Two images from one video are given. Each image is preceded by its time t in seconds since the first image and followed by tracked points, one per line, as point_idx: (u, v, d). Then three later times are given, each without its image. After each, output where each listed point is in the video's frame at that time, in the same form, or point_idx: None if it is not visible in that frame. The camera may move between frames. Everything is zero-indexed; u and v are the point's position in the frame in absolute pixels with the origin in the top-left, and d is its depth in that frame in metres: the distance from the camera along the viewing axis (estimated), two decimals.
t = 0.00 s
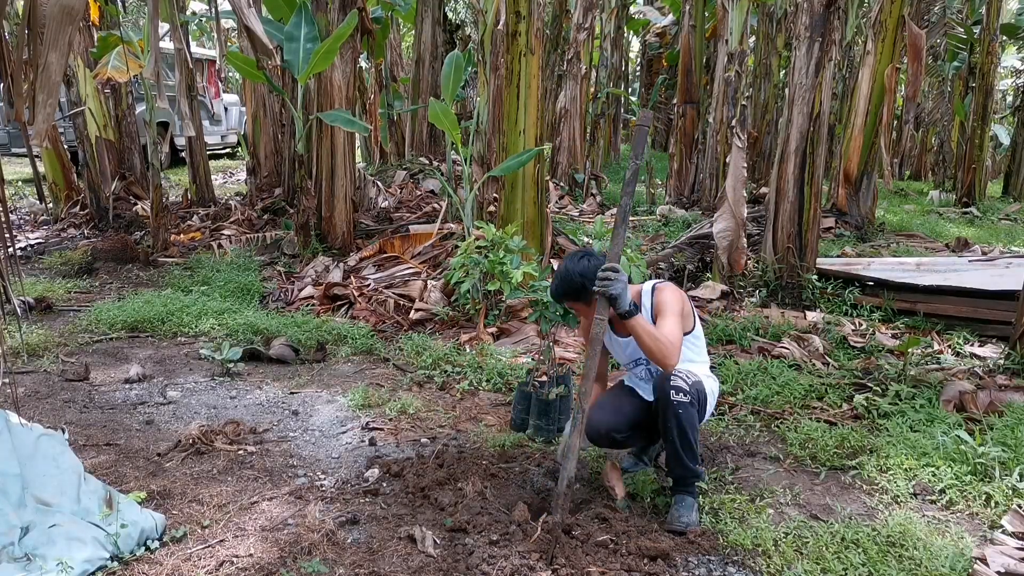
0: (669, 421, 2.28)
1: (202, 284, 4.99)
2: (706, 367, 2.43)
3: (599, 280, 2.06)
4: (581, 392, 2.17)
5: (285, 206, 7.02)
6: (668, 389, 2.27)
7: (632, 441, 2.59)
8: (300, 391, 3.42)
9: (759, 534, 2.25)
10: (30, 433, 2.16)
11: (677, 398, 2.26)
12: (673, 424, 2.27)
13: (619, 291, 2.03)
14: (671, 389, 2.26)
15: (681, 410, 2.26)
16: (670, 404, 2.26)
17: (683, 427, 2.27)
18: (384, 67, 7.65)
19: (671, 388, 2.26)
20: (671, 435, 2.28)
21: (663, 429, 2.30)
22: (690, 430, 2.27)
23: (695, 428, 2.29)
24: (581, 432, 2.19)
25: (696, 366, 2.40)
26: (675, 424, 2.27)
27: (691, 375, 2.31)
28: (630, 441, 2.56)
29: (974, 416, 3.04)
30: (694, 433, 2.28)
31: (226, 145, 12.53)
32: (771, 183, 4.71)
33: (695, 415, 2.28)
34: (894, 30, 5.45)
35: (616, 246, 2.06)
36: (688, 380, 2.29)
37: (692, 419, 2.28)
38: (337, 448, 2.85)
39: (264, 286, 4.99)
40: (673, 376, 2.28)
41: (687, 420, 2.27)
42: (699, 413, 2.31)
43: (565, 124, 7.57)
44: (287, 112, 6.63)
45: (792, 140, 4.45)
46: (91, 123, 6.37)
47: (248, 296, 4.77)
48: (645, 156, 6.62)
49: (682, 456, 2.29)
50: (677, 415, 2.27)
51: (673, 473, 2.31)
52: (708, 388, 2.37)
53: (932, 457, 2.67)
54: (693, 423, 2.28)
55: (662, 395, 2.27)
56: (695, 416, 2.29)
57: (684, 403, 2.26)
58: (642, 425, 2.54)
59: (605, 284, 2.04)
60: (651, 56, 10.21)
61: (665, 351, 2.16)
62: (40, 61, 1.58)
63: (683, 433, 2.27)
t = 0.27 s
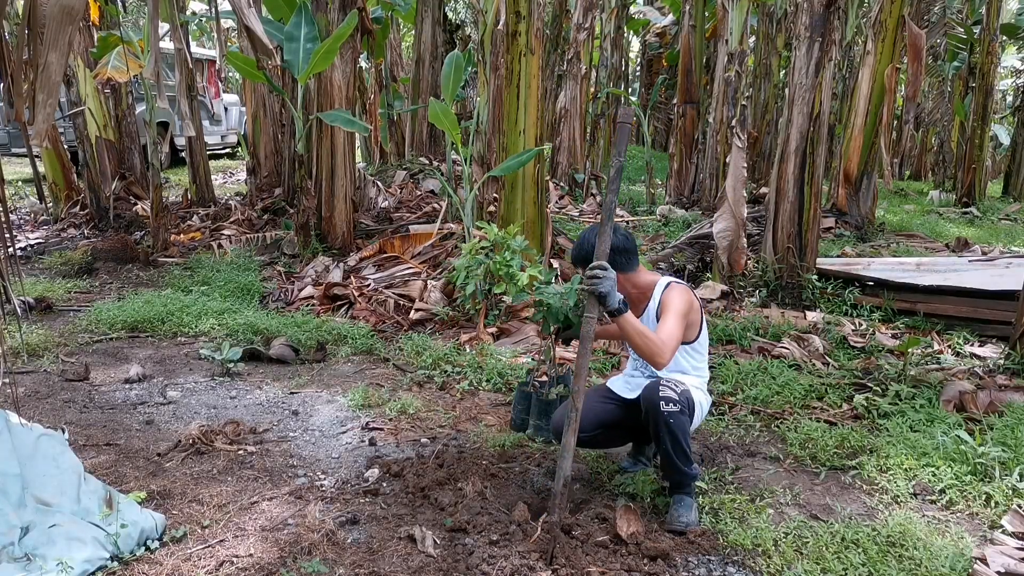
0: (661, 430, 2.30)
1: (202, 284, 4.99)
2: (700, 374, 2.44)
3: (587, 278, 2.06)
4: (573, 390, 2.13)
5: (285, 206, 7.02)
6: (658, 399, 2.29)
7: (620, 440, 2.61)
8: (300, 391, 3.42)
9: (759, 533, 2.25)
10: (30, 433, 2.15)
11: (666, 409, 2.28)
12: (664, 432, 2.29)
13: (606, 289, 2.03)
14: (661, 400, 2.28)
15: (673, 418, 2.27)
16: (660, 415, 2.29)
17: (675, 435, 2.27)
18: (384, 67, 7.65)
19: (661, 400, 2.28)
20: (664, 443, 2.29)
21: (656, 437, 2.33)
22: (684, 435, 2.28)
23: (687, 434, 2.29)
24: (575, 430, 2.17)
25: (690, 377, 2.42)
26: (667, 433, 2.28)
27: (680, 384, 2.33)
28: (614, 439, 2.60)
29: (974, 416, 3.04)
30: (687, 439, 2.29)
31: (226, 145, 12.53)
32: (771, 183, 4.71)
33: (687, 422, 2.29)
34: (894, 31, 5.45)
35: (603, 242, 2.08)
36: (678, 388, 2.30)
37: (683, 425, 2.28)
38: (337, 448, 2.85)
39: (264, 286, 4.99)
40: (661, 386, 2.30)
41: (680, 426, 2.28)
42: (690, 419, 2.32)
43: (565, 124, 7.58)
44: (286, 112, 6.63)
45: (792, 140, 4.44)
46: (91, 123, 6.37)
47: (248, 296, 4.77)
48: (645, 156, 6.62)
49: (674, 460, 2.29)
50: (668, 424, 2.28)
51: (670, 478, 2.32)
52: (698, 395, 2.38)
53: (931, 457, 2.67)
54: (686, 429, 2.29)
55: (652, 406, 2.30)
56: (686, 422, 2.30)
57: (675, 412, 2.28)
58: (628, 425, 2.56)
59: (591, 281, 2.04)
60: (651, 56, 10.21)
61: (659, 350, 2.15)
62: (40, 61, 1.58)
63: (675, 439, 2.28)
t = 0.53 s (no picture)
0: (663, 429, 2.30)
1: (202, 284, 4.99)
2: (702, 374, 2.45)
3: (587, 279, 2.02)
4: (572, 390, 2.12)
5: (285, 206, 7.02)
6: (662, 397, 2.29)
7: (619, 439, 2.61)
8: (300, 391, 3.42)
9: (759, 534, 2.25)
10: (30, 433, 2.16)
11: (670, 407, 2.28)
12: (667, 431, 2.28)
13: (607, 291, 2.00)
14: (665, 398, 2.28)
15: (675, 416, 2.28)
16: (663, 412, 2.29)
17: (677, 433, 2.28)
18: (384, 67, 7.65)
19: (665, 398, 2.28)
20: (665, 442, 2.29)
21: (658, 436, 2.32)
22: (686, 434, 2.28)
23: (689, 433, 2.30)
24: (575, 430, 2.15)
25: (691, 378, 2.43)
26: (669, 431, 2.28)
27: (682, 383, 2.33)
28: (614, 439, 2.59)
29: (974, 416, 3.04)
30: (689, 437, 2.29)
31: (226, 145, 12.53)
32: (771, 183, 4.71)
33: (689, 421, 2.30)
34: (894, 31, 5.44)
35: (603, 244, 2.04)
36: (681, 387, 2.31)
37: (686, 424, 2.29)
38: (337, 448, 2.85)
39: (264, 286, 4.99)
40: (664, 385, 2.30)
41: (682, 425, 2.28)
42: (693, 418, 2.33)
43: (565, 124, 7.58)
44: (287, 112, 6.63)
45: (792, 140, 4.44)
46: (91, 123, 6.37)
47: (248, 296, 4.77)
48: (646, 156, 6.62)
49: (676, 459, 2.29)
50: (670, 422, 2.28)
51: (670, 478, 2.31)
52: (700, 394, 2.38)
53: (932, 457, 2.67)
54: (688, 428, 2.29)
55: (655, 404, 2.30)
56: (689, 421, 2.31)
57: (678, 410, 2.28)
58: (626, 424, 2.56)
59: (592, 283, 2.01)
60: (651, 56, 10.21)
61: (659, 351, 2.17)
62: (40, 61, 1.58)
63: (677, 438, 2.28)
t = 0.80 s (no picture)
0: (680, 415, 2.31)
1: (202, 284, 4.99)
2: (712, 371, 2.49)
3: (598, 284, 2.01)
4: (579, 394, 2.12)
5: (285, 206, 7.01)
6: (683, 381, 2.31)
7: (633, 439, 2.60)
8: (300, 391, 3.42)
9: (759, 534, 2.25)
10: (30, 433, 2.16)
11: (690, 392, 2.30)
12: (684, 417, 2.30)
13: (618, 294, 2.00)
14: (686, 382, 2.31)
15: (692, 404, 2.30)
16: (683, 398, 2.30)
17: (694, 421, 2.30)
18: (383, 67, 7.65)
19: (685, 382, 2.31)
20: (680, 429, 2.30)
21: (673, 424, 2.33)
22: (699, 425, 2.31)
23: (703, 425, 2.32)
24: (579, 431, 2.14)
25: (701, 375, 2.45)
26: (686, 418, 2.30)
27: (702, 372, 2.36)
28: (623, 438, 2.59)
29: (974, 416, 3.04)
30: (702, 429, 2.31)
31: (226, 145, 12.53)
32: (771, 183, 4.71)
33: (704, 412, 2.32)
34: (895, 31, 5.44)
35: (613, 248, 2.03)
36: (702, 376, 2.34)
37: (702, 414, 2.31)
38: (337, 448, 2.85)
39: (264, 286, 4.99)
40: (687, 370, 2.33)
41: (697, 415, 2.30)
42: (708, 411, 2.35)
43: (565, 124, 7.58)
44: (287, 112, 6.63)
45: (792, 140, 4.44)
46: (91, 123, 6.37)
47: (248, 296, 4.77)
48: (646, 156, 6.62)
49: (687, 450, 2.29)
50: (689, 409, 2.30)
51: (677, 471, 2.31)
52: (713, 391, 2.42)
53: (932, 457, 2.67)
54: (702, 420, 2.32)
55: (676, 387, 2.32)
56: (704, 412, 2.33)
57: (696, 398, 2.30)
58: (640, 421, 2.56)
59: (604, 288, 2.00)
60: (651, 56, 10.21)
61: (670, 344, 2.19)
62: (40, 61, 1.58)
63: (692, 427, 2.30)
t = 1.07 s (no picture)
0: (677, 416, 2.31)
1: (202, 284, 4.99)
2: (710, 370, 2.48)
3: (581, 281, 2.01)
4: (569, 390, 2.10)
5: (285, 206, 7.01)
6: (679, 383, 2.31)
7: (632, 443, 2.58)
8: (300, 391, 3.42)
9: (759, 534, 2.25)
10: (30, 433, 2.16)
11: (687, 393, 2.30)
12: (681, 417, 2.30)
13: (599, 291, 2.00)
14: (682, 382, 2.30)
15: (690, 404, 2.29)
16: (679, 398, 2.30)
17: (691, 421, 2.29)
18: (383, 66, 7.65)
19: (682, 382, 2.31)
20: (678, 430, 2.30)
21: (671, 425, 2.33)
22: (697, 424, 2.30)
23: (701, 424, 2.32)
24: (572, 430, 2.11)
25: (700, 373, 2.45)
26: (684, 418, 2.29)
27: (699, 372, 2.36)
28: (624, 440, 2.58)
29: (974, 417, 3.04)
30: (700, 428, 2.31)
31: (226, 145, 12.53)
32: (771, 183, 4.71)
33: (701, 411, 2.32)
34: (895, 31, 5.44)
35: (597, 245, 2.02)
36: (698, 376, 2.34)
37: (699, 413, 2.31)
38: (337, 448, 2.85)
39: (264, 286, 4.99)
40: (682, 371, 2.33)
41: (695, 414, 2.30)
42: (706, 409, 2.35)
43: (565, 124, 7.58)
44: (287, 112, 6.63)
45: (792, 140, 4.44)
46: (91, 123, 6.37)
47: (248, 296, 4.77)
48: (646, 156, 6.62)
49: (685, 449, 2.29)
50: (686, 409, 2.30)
51: (676, 470, 2.31)
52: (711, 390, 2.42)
53: (931, 457, 2.67)
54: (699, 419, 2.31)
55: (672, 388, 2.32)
56: (702, 412, 2.33)
57: (693, 397, 2.30)
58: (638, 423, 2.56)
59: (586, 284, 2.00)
60: (651, 56, 10.21)
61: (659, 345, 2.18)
62: (40, 61, 1.58)
63: (690, 427, 2.29)
